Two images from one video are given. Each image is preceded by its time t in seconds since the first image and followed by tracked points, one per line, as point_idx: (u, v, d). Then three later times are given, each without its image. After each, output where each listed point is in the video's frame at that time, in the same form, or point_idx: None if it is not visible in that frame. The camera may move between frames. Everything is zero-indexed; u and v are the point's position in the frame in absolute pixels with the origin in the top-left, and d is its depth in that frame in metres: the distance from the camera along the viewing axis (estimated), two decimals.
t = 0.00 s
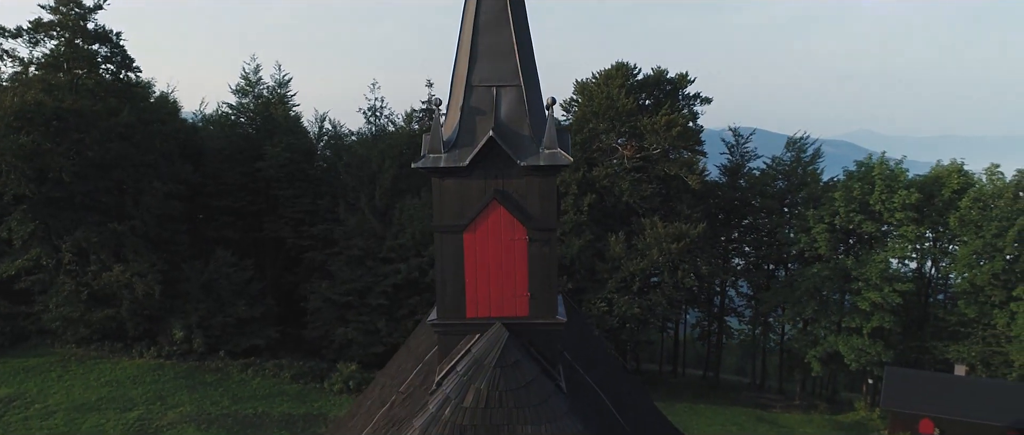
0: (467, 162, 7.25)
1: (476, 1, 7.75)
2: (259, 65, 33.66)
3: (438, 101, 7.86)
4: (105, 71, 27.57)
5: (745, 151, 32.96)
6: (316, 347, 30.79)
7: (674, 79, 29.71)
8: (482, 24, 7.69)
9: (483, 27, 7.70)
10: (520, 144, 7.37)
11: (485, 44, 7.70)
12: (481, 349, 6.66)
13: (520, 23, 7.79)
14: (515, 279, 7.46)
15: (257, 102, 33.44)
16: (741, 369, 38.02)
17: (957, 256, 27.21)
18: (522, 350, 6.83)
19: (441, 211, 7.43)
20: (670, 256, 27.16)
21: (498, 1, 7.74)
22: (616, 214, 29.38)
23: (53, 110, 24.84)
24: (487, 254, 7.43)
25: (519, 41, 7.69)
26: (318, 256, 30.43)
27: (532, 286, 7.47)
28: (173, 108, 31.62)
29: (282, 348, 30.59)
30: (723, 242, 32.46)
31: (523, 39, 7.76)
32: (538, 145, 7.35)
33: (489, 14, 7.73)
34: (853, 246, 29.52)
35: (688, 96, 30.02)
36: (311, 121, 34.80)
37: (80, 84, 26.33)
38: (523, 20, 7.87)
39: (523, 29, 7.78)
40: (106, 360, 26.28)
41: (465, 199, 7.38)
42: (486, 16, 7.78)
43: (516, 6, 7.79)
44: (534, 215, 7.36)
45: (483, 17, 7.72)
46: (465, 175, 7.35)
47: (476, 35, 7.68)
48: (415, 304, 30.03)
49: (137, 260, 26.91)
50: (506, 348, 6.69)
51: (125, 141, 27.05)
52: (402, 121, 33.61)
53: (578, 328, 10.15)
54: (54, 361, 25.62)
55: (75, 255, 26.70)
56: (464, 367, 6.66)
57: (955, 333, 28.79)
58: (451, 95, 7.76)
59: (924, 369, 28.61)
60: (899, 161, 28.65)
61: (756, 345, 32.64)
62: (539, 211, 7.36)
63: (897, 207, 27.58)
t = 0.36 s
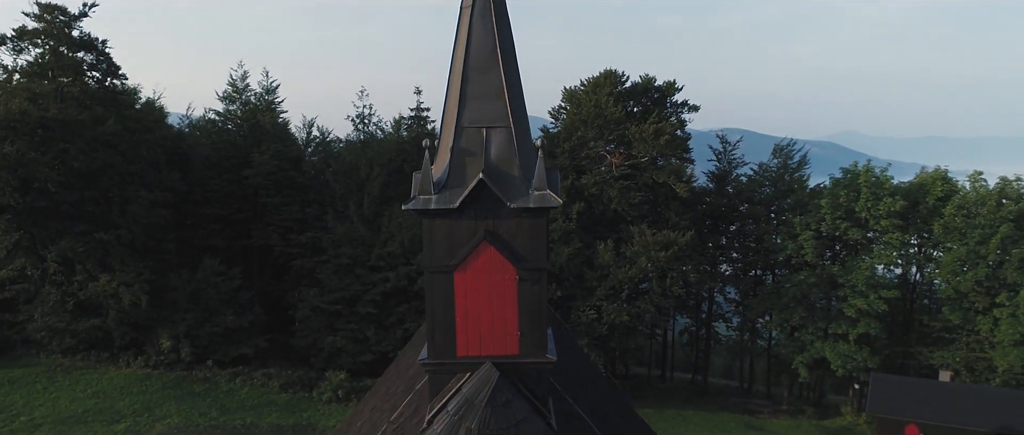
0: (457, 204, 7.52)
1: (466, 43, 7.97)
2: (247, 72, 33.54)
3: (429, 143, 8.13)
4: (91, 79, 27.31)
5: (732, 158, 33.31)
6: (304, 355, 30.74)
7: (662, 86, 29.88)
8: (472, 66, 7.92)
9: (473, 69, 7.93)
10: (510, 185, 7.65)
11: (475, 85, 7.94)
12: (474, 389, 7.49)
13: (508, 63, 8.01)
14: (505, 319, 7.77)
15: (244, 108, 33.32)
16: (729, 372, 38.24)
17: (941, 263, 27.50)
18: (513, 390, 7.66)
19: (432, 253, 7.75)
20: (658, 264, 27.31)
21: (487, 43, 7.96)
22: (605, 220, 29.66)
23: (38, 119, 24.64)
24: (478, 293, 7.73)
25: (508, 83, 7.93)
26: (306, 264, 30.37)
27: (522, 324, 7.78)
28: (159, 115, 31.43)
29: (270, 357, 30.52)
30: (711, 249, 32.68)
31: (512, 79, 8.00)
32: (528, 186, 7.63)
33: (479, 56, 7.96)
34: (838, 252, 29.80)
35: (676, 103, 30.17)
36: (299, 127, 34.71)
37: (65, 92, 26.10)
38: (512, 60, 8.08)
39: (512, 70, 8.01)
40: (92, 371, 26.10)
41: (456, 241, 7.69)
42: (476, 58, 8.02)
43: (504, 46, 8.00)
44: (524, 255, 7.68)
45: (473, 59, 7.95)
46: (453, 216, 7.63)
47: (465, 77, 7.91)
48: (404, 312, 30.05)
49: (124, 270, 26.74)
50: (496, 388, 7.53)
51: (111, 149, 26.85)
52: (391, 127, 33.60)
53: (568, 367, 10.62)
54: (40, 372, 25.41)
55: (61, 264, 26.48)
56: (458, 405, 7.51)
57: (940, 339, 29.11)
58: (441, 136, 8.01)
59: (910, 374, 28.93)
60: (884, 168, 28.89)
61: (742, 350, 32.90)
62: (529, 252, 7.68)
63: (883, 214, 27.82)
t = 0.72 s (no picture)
0: (448, 244, 7.68)
1: (456, 81, 8.02)
2: (235, 79, 33.40)
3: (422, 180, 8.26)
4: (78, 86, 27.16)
5: (722, 165, 33.50)
6: (294, 363, 30.67)
7: (652, 94, 30.04)
8: (462, 105, 7.98)
9: (463, 108, 7.99)
10: (500, 225, 7.79)
11: (466, 124, 8.01)
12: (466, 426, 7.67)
13: (499, 100, 8.06)
14: (495, 356, 7.95)
15: (233, 115, 33.24)
16: (719, 375, 38.48)
17: (927, 270, 27.75)
18: (504, 426, 7.83)
19: (424, 291, 7.92)
20: (648, 272, 27.42)
21: (477, 81, 8.00)
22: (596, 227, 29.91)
23: (25, 128, 24.52)
24: (469, 331, 7.91)
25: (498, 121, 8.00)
26: (296, 272, 30.30)
27: (513, 361, 7.96)
28: (147, 123, 31.35)
29: (260, 365, 30.43)
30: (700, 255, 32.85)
31: (503, 117, 8.06)
32: (518, 225, 7.76)
33: (469, 94, 8.00)
34: (827, 258, 30.27)
35: (665, 111, 30.33)
36: (289, 134, 34.59)
37: (52, 100, 25.89)
38: (504, 97, 8.13)
39: (502, 107, 8.06)
40: (80, 381, 25.89)
41: (447, 279, 7.88)
42: (467, 95, 8.07)
43: (495, 84, 8.03)
44: (515, 294, 7.84)
45: (463, 98, 8.00)
46: (446, 255, 7.80)
47: (456, 116, 7.98)
48: (395, 320, 30.04)
49: (112, 279, 26.57)
50: (488, 424, 7.71)
51: (99, 157, 26.66)
52: (381, 134, 33.56)
53: (558, 388, 10.82)
54: (27, 382, 25.19)
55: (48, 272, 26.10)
56: None
57: (927, 344, 29.35)
58: (434, 174, 8.15)
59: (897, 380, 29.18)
60: (871, 175, 29.07)
61: (732, 355, 33.09)
62: (520, 291, 7.84)
63: (870, 221, 27.97)
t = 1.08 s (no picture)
0: (441, 284, 7.77)
1: (449, 123, 8.12)
2: (227, 85, 33.28)
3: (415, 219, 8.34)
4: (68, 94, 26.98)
5: (713, 172, 33.74)
6: (287, 371, 30.68)
7: (643, 101, 30.21)
8: (455, 146, 8.09)
9: (456, 148, 8.09)
10: (493, 265, 7.92)
11: (458, 165, 8.11)
12: None
13: (491, 141, 8.18)
14: (487, 392, 8.04)
15: (224, 122, 33.12)
16: (710, 378, 38.74)
17: (916, 276, 27.89)
18: None
19: (417, 329, 8.00)
20: (640, 280, 27.58)
21: (469, 122, 8.10)
22: (588, 234, 30.05)
23: (15, 137, 24.32)
24: (461, 368, 7.99)
25: (490, 162, 8.10)
26: (288, 280, 30.32)
27: (505, 396, 8.06)
28: (138, 129, 31.15)
29: (252, 373, 30.43)
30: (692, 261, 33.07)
31: (495, 157, 8.18)
32: (511, 266, 7.90)
33: (462, 135, 8.11)
34: (817, 264, 30.25)
35: (657, 119, 30.49)
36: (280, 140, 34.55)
37: (42, 108, 25.73)
38: (495, 137, 8.24)
39: (494, 148, 8.17)
40: (70, 390, 25.77)
41: (440, 318, 7.96)
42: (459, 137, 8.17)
43: (487, 125, 8.15)
44: (508, 330, 7.96)
45: (456, 139, 8.11)
46: (439, 294, 7.90)
47: (449, 157, 8.09)
48: (387, 328, 30.08)
49: (103, 288, 26.48)
50: None
51: (89, 166, 26.52)
52: (373, 141, 33.58)
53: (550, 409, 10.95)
54: (17, 392, 25.04)
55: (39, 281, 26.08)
56: None
57: (916, 350, 29.62)
58: (426, 214, 8.22)
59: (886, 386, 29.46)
60: (861, 182, 29.27)
61: (723, 361, 33.30)
62: (512, 327, 7.96)
63: (860, 229, 28.15)
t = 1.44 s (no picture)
0: (438, 321, 7.81)
1: (445, 159, 8.31)
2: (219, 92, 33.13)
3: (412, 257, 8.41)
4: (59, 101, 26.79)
5: (705, 178, 33.74)
6: (280, 378, 30.64)
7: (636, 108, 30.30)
8: (452, 183, 8.23)
9: (452, 185, 8.23)
10: (490, 302, 7.96)
11: (455, 202, 8.23)
12: None
13: (487, 178, 8.32)
14: (485, 426, 8.06)
15: (216, 128, 32.97)
16: (702, 382, 38.92)
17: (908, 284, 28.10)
18: None
19: (413, 365, 8.04)
20: (633, 287, 27.68)
21: (465, 159, 8.28)
22: (581, 241, 30.11)
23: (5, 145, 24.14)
24: (459, 403, 8.02)
25: (487, 198, 8.23)
26: (282, 287, 30.28)
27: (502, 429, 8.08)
28: (129, 135, 30.95)
29: (245, 381, 30.39)
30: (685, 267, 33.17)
31: (491, 194, 8.31)
32: (508, 303, 7.94)
33: (459, 171, 8.27)
34: (809, 270, 30.64)
35: (650, 125, 30.61)
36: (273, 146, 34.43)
37: (32, 117, 25.50)
38: (491, 174, 8.39)
39: (490, 184, 8.31)
40: (62, 399, 25.61)
41: (437, 354, 8.00)
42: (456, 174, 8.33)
43: (483, 162, 8.31)
44: (504, 364, 8.00)
45: (453, 175, 8.26)
46: (436, 332, 7.95)
47: (446, 194, 8.21)
48: (381, 335, 30.08)
49: (95, 297, 26.36)
50: None
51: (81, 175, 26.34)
52: (366, 148, 33.55)
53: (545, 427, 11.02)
54: (8, 402, 24.87)
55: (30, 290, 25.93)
56: None
57: (907, 356, 29.84)
58: (423, 251, 8.30)
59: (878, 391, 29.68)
60: (852, 189, 29.45)
61: (715, 366, 33.44)
62: (509, 360, 8.00)
63: (852, 235, 28.30)
